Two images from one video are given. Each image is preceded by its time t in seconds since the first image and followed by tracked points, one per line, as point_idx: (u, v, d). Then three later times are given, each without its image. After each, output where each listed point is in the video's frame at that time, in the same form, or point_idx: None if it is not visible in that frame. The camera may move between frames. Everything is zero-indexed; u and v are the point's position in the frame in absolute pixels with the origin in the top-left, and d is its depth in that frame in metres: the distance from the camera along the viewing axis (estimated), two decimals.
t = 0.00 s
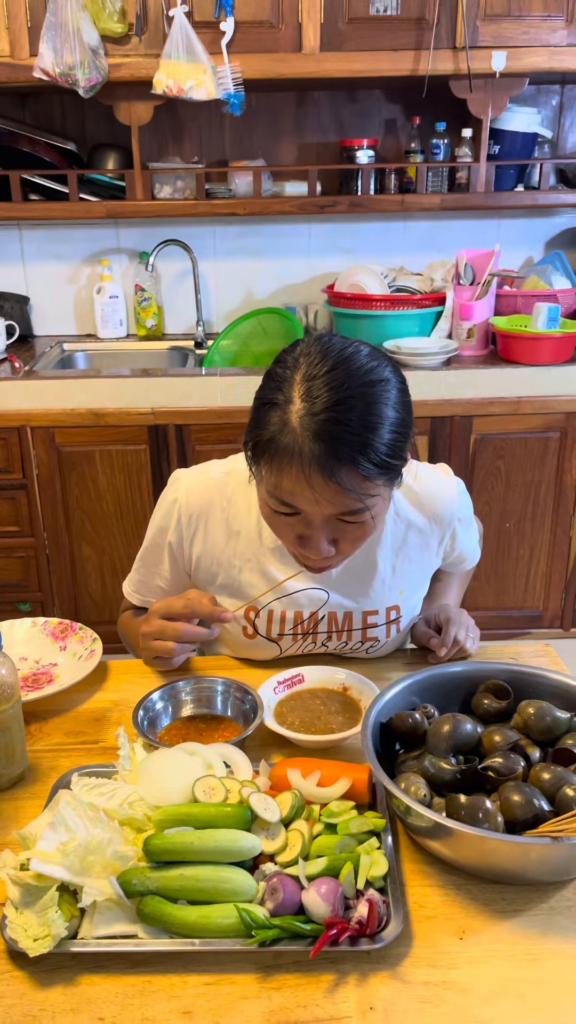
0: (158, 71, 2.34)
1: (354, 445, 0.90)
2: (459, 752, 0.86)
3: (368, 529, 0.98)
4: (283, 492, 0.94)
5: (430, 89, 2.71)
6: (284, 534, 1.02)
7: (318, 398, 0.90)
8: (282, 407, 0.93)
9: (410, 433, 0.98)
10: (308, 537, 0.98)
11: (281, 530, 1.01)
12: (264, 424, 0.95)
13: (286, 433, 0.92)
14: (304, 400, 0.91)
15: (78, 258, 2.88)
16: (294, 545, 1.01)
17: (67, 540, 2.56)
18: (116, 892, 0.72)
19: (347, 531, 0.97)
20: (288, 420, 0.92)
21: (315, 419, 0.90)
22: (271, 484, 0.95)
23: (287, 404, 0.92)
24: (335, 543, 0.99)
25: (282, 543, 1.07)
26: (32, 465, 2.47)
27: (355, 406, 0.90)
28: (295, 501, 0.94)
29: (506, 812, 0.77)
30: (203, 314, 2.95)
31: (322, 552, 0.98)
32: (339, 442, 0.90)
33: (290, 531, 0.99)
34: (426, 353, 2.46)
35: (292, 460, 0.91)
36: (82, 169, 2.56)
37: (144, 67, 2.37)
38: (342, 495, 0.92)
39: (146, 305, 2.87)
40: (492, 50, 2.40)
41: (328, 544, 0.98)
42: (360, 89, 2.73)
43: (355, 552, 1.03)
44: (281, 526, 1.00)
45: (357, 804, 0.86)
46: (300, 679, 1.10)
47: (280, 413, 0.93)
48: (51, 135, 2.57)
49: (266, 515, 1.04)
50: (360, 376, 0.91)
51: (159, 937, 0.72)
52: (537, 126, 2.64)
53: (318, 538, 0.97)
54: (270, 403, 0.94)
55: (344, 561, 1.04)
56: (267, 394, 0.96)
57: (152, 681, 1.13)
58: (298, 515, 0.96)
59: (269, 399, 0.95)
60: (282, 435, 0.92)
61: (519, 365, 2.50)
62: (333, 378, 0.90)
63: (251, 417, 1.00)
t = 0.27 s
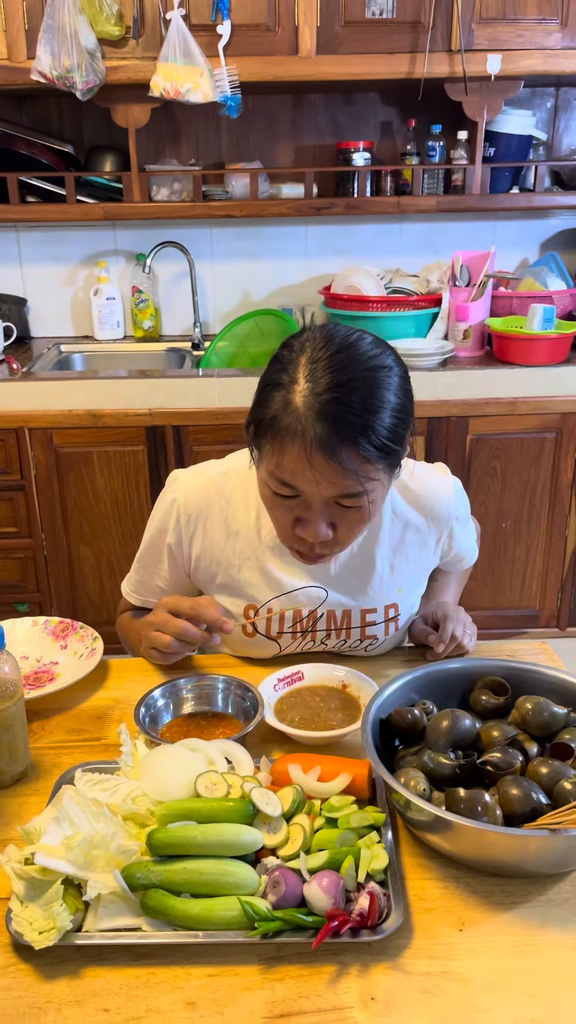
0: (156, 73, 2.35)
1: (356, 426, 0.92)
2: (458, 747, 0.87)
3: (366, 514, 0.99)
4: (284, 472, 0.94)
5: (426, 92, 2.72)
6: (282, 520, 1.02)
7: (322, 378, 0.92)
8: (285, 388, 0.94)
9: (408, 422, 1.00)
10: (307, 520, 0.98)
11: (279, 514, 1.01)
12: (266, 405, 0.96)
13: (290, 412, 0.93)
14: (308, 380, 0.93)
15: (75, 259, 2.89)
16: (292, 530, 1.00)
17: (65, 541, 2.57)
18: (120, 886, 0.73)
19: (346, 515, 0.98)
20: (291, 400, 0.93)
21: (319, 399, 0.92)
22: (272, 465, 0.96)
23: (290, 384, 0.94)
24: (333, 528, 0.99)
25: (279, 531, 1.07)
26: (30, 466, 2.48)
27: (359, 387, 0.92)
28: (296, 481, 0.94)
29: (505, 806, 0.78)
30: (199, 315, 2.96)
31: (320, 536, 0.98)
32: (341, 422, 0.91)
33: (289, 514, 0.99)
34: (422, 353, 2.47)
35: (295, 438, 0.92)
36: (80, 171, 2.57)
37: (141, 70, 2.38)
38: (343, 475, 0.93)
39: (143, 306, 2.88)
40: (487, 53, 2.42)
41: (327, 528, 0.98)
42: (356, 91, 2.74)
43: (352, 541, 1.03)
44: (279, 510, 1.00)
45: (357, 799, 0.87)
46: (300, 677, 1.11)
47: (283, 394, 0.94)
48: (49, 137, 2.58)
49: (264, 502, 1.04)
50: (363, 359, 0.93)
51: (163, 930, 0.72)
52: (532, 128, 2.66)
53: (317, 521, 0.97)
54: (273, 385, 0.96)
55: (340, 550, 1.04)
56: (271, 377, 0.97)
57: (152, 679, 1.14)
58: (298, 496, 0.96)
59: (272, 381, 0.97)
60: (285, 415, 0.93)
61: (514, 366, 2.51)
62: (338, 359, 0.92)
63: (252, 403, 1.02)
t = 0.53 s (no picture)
0: (153, 76, 2.37)
1: (366, 365, 0.99)
2: (454, 740, 0.89)
3: (367, 463, 1.03)
4: (295, 406, 0.99)
5: (421, 95, 2.74)
6: (286, 466, 1.05)
7: (337, 321, 1.01)
8: (301, 331, 1.02)
9: (412, 383, 1.07)
10: (311, 460, 1.01)
11: (283, 457, 1.04)
12: (282, 347, 1.03)
13: (304, 350, 1.00)
14: (323, 323, 1.01)
15: (72, 261, 2.90)
16: (295, 473, 1.04)
17: (63, 542, 2.57)
18: (122, 877, 0.74)
19: (349, 459, 1.01)
20: (306, 340, 1.01)
21: (334, 338, 0.99)
22: (282, 402, 1.01)
23: (306, 327, 1.02)
24: (335, 473, 1.02)
25: (281, 484, 1.10)
26: (27, 468, 2.49)
27: (371, 333, 1.01)
28: (305, 415, 0.99)
29: (501, 797, 0.79)
30: (196, 317, 2.97)
31: (322, 477, 1.01)
32: (353, 358, 0.98)
33: (294, 455, 1.03)
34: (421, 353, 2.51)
35: (308, 372, 0.98)
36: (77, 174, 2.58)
37: (138, 73, 2.40)
38: (350, 412, 0.98)
39: (140, 308, 2.89)
40: (482, 56, 2.44)
41: (329, 470, 1.01)
42: (352, 94, 2.76)
43: (351, 495, 1.07)
44: (284, 452, 1.04)
45: (355, 791, 0.88)
46: (298, 673, 1.12)
47: (299, 336, 1.02)
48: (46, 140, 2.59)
49: (268, 452, 1.08)
50: (376, 311, 1.02)
51: (164, 920, 0.73)
52: (526, 131, 2.68)
53: (321, 460, 1.01)
54: (289, 330, 1.04)
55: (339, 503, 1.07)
56: (287, 326, 1.05)
57: (152, 676, 1.15)
58: (305, 433, 1.00)
59: (288, 328, 1.04)
60: (299, 352, 1.00)
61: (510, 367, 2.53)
62: (353, 306, 1.02)
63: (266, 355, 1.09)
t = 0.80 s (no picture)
0: (149, 81, 2.38)
1: (365, 334, 1.07)
2: (448, 739, 0.90)
3: (367, 429, 1.10)
4: (299, 375, 1.07)
5: (416, 99, 2.76)
6: (291, 434, 1.12)
7: (337, 296, 1.09)
8: (303, 306, 1.10)
9: (406, 355, 1.15)
10: (315, 426, 1.08)
11: (289, 425, 1.11)
12: (285, 321, 1.11)
13: (307, 323, 1.08)
14: (324, 298, 1.09)
15: (69, 265, 2.91)
16: (300, 440, 1.11)
17: (60, 544, 2.58)
18: (121, 873, 0.75)
19: (350, 425, 1.09)
20: (309, 313, 1.09)
21: (334, 310, 1.07)
22: (287, 372, 1.08)
23: (309, 301, 1.10)
24: (338, 439, 1.09)
25: (286, 453, 1.17)
26: (25, 471, 2.49)
27: (368, 306, 1.09)
28: (309, 382, 1.06)
29: (494, 794, 0.80)
30: (193, 320, 2.98)
31: (326, 441, 1.08)
32: (353, 327, 1.06)
33: (299, 422, 1.10)
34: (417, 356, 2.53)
35: (312, 341, 1.06)
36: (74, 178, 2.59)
37: (135, 78, 2.41)
38: (352, 378, 1.06)
39: (136, 311, 2.90)
40: (476, 61, 2.46)
41: (332, 435, 1.08)
42: (348, 99, 2.77)
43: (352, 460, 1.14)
44: (290, 420, 1.11)
45: (351, 790, 0.89)
46: (294, 672, 1.13)
47: (302, 310, 1.10)
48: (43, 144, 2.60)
49: (275, 422, 1.15)
50: (371, 286, 1.11)
51: (162, 916, 0.74)
52: (521, 135, 2.70)
53: (324, 426, 1.08)
54: (293, 306, 1.12)
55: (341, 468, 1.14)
56: (290, 302, 1.13)
57: (149, 677, 1.16)
58: (309, 401, 1.07)
59: (291, 305, 1.12)
60: (303, 325, 1.08)
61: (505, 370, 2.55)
62: (350, 282, 1.10)
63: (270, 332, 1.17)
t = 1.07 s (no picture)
0: (147, 84, 2.38)
1: (368, 306, 1.12)
2: (443, 740, 0.90)
3: (368, 400, 1.14)
4: (304, 342, 1.10)
5: (413, 102, 2.76)
6: (293, 404, 1.15)
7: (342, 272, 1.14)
8: (310, 282, 1.15)
9: (405, 336, 1.20)
10: (318, 392, 1.11)
11: (292, 395, 1.14)
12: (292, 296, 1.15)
13: (313, 295, 1.12)
14: (330, 274, 1.14)
15: (67, 267, 2.91)
16: (303, 409, 1.14)
17: (58, 546, 2.58)
18: (116, 874, 0.75)
19: (352, 394, 1.12)
20: (315, 287, 1.13)
21: (339, 283, 1.12)
22: (293, 341, 1.12)
23: (314, 277, 1.15)
24: (339, 408, 1.12)
25: (287, 427, 1.19)
26: (22, 473, 2.49)
27: (371, 282, 1.14)
28: (314, 349, 1.10)
29: (488, 795, 0.81)
30: (190, 322, 2.99)
31: (328, 407, 1.11)
32: (357, 298, 1.11)
33: (302, 390, 1.13)
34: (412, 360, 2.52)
35: (318, 310, 1.10)
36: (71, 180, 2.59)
37: (132, 81, 2.42)
38: (355, 346, 1.10)
39: (134, 314, 2.89)
40: (473, 64, 2.46)
41: (333, 402, 1.11)
42: (345, 102, 2.78)
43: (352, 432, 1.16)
44: (293, 389, 1.14)
45: (346, 790, 0.89)
46: (290, 673, 1.14)
47: (309, 285, 1.14)
48: (41, 147, 2.60)
49: (278, 395, 1.18)
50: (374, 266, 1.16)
51: (157, 917, 0.75)
52: (518, 138, 2.70)
53: (326, 391, 1.11)
54: (299, 283, 1.16)
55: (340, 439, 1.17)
56: (296, 281, 1.18)
57: (145, 678, 1.16)
58: (312, 368, 1.11)
59: (298, 283, 1.17)
60: (309, 297, 1.12)
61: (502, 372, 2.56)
62: (354, 261, 1.16)
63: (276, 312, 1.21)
